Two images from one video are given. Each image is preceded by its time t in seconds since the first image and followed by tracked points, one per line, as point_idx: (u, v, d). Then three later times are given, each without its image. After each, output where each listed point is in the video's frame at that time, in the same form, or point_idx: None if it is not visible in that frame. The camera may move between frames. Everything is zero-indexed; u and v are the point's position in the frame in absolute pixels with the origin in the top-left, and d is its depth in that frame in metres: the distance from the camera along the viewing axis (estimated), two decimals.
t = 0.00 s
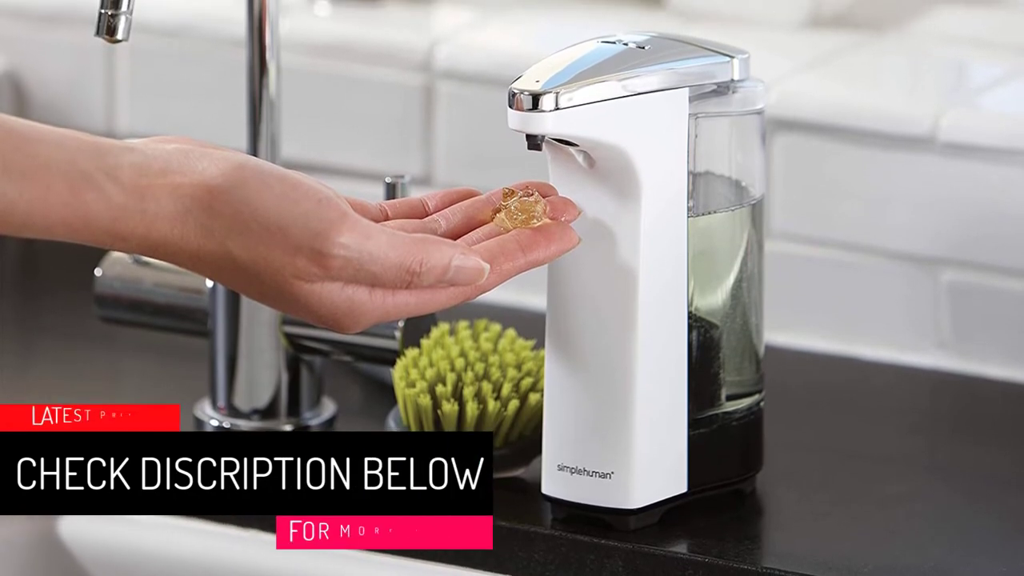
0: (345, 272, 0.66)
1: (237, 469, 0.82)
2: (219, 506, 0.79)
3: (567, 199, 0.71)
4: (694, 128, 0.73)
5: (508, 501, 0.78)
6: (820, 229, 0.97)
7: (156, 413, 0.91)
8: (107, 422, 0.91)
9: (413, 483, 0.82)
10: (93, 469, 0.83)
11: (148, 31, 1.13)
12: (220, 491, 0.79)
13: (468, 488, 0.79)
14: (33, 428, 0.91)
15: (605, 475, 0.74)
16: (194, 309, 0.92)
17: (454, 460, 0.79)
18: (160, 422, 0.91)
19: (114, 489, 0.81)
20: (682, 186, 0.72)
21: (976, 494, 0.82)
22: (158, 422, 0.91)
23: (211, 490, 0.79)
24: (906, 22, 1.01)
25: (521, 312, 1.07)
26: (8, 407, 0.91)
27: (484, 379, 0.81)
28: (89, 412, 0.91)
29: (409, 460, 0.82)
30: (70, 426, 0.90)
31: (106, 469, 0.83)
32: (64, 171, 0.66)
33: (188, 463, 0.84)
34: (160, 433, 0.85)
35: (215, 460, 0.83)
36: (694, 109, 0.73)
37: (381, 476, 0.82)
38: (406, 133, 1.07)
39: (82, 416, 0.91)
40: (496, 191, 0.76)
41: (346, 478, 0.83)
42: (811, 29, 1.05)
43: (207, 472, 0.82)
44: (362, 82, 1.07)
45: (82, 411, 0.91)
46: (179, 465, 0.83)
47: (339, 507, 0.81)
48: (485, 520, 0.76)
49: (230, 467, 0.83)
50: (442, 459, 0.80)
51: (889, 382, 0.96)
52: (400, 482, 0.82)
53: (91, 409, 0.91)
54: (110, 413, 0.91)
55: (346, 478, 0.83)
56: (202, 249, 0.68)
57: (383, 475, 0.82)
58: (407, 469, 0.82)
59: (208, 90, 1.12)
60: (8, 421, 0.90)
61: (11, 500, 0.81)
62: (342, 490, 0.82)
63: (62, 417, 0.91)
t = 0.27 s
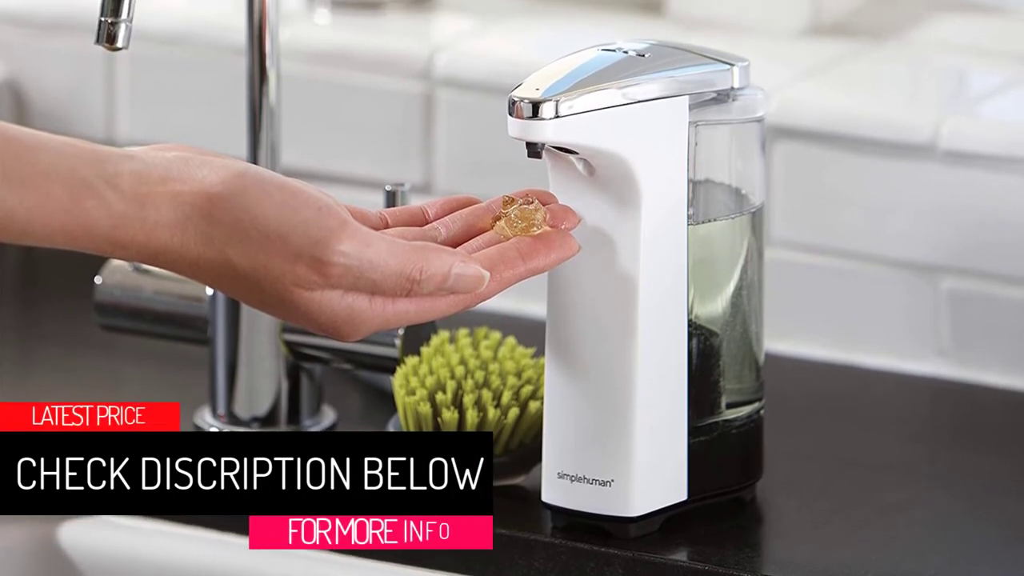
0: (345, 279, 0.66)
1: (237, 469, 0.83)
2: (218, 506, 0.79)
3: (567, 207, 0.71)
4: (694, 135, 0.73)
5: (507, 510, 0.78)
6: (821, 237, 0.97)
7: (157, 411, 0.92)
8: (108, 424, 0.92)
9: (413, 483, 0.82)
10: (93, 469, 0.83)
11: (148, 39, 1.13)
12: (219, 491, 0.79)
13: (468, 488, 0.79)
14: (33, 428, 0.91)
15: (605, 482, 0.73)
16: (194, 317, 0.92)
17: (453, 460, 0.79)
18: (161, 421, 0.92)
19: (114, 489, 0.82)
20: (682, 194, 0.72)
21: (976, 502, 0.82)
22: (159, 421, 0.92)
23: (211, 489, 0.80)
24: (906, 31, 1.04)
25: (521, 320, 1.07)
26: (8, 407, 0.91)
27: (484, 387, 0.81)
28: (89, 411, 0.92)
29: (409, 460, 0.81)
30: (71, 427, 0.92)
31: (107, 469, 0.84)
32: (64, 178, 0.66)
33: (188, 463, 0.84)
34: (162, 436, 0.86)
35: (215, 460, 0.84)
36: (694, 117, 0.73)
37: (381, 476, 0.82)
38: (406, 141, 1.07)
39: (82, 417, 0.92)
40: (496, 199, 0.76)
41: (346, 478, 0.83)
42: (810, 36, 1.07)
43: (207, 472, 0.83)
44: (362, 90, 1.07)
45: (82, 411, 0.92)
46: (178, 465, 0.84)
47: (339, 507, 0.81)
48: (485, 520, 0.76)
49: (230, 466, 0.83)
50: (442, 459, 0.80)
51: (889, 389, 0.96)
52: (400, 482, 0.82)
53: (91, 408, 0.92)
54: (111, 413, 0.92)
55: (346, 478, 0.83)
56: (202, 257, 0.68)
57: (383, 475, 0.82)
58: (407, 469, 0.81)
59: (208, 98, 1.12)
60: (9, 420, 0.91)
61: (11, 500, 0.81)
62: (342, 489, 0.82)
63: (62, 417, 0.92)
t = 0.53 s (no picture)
0: (345, 287, 0.66)
1: (237, 469, 0.84)
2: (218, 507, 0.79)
3: (567, 216, 0.71)
4: (694, 144, 0.73)
5: (507, 518, 0.78)
6: (821, 246, 0.97)
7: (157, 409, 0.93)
8: (108, 423, 0.93)
9: (413, 483, 0.82)
10: (93, 469, 0.83)
11: (148, 48, 1.13)
12: (220, 491, 0.79)
13: (468, 488, 0.79)
14: (33, 426, 0.92)
15: (605, 490, 0.73)
16: (194, 325, 0.92)
17: (454, 461, 0.78)
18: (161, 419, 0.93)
19: (115, 489, 0.82)
20: (682, 203, 0.72)
21: (977, 510, 0.82)
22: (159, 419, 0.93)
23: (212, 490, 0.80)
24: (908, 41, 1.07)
25: (521, 328, 1.06)
26: (8, 406, 0.92)
27: (484, 396, 0.80)
28: (90, 411, 0.93)
29: (409, 461, 0.81)
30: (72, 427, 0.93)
31: (107, 469, 0.84)
32: (64, 186, 0.66)
33: (188, 463, 0.84)
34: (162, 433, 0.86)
35: (215, 460, 0.84)
36: (693, 125, 0.73)
37: (381, 475, 0.82)
38: (406, 149, 1.07)
39: (83, 416, 0.93)
40: (496, 208, 0.76)
41: (346, 478, 0.83)
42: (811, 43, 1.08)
43: (207, 472, 0.83)
44: (362, 98, 1.07)
45: (82, 411, 0.93)
46: (179, 465, 0.84)
47: (339, 508, 0.80)
48: (485, 520, 0.77)
49: (230, 466, 0.84)
50: (442, 459, 0.79)
51: (890, 398, 0.96)
52: (400, 482, 0.81)
53: (91, 409, 0.93)
54: (111, 413, 0.93)
55: (346, 478, 0.83)
56: (202, 265, 0.68)
57: (383, 475, 0.82)
58: (407, 470, 0.81)
59: (208, 107, 1.12)
60: (9, 420, 0.92)
61: (13, 500, 0.82)
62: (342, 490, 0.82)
63: (63, 417, 0.93)
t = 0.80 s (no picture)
0: (345, 296, 0.66)
1: (237, 469, 0.83)
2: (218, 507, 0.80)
3: (567, 224, 0.71)
4: (694, 152, 0.73)
5: (507, 526, 0.78)
6: (821, 254, 0.97)
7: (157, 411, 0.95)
8: (108, 422, 0.94)
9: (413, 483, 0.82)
10: (93, 469, 0.83)
11: (149, 56, 1.13)
12: (219, 491, 0.80)
13: (468, 488, 0.79)
14: (34, 426, 0.93)
15: (605, 498, 0.73)
16: (194, 334, 0.92)
17: (454, 461, 0.78)
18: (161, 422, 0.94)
19: (115, 489, 0.82)
20: (682, 211, 0.72)
21: (977, 518, 0.82)
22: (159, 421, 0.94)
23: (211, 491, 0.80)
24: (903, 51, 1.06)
25: (521, 337, 1.06)
26: (9, 406, 0.93)
27: (484, 404, 0.80)
28: (89, 411, 0.94)
29: (409, 461, 0.81)
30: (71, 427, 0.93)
31: (107, 469, 0.84)
32: (64, 195, 0.66)
33: (188, 463, 0.84)
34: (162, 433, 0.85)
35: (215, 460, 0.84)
36: (693, 134, 0.73)
37: (381, 476, 0.82)
38: (406, 157, 1.07)
39: (82, 416, 0.94)
40: (496, 216, 0.76)
41: (346, 478, 0.83)
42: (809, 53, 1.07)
43: (207, 472, 0.83)
44: (362, 107, 1.07)
45: (82, 411, 0.94)
46: (179, 465, 0.84)
47: (339, 508, 0.81)
48: (485, 520, 0.77)
49: (230, 466, 0.83)
50: (442, 459, 0.79)
51: (890, 406, 0.96)
52: (400, 482, 0.81)
53: (91, 409, 0.94)
54: (111, 413, 0.94)
55: (346, 478, 0.83)
56: (201, 274, 0.68)
57: (383, 475, 0.82)
58: (407, 470, 0.81)
59: (209, 115, 1.12)
60: (9, 421, 0.93)
61: (13, 501, 0.82)
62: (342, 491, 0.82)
63: (62, 417, 0.94)
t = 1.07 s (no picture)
0: (345, 304, 0.66)
1: (238, 469, 0.83)
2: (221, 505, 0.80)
3: (567, 233, 0.71)
4: (694, 161, 0.73)
5: (507, 535, 0.78)
6: (821, 263, 0.97)
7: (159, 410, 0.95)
8: (108, 422, 0.95)
9: (413, 483, 0.82)
10: (93, 469, 0.84)
11: (149, 65, 1.13)
12: (219, 489, 0.81)
13: (468, 488, 0.79)
14: (34, 426, 0.92)
15: (605, 507, 0.73)
16: (194, 343, 0.92)
17: (453, 461, 0.79)
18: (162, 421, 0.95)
19: (115, 489, 0.82)
20: (682, 220, 0.72)
21: (977, 527, 0.82)
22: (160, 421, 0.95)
23: (211, 491, 0.81)
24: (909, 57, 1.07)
25: (521, 345, 1.06)
26: (10, 405, 0.92)
27: (484, 413, 0.80)
28: (88, 411, 0.95)
29: (409, 461, 0.81)
30: (72, 426, 0.94)
31: (107, 469, 0.84)
32: (64, 204, 0.66)
33: (188, 463, 0.85)
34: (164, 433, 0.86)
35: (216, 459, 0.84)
36: (694, 142, 0.73)
37: (382, 475, 0.82)
38: (406, 166, 1.07)
39: (81, 416, 0.94)
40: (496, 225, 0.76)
41: (346, 478, 0.83)
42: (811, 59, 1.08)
43: (207, 472, 0.83)
44: (362, 115, 1.07)
45: (81, 411, 0.95)
46: (179, 465, 0.85)
47: (339, 507, 0.81)
48: (485, 519, 0.79)
49: (231, 466, 0.83)
50: (442, 459, 0.80)
51: (890, 414, 0.96)
52: (400, 482, 0.81)
53: (90, 410, 0.95)
54: (111, 413, 0.95)
55: (347, 478, 0.83)
56: (201, 283, 0.68)
57: (383, 475, 0.82)
58: (407, 469, 0.81)
59: (208, 124, 1.12)
60: (10, 420, 0.92)
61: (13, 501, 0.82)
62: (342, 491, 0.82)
63: (63, 416, 0.94)
